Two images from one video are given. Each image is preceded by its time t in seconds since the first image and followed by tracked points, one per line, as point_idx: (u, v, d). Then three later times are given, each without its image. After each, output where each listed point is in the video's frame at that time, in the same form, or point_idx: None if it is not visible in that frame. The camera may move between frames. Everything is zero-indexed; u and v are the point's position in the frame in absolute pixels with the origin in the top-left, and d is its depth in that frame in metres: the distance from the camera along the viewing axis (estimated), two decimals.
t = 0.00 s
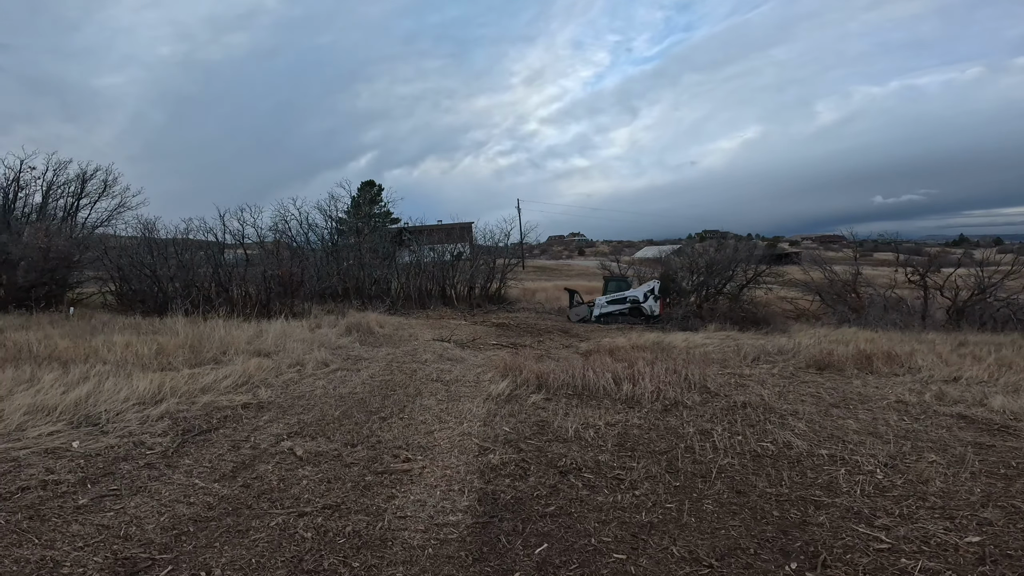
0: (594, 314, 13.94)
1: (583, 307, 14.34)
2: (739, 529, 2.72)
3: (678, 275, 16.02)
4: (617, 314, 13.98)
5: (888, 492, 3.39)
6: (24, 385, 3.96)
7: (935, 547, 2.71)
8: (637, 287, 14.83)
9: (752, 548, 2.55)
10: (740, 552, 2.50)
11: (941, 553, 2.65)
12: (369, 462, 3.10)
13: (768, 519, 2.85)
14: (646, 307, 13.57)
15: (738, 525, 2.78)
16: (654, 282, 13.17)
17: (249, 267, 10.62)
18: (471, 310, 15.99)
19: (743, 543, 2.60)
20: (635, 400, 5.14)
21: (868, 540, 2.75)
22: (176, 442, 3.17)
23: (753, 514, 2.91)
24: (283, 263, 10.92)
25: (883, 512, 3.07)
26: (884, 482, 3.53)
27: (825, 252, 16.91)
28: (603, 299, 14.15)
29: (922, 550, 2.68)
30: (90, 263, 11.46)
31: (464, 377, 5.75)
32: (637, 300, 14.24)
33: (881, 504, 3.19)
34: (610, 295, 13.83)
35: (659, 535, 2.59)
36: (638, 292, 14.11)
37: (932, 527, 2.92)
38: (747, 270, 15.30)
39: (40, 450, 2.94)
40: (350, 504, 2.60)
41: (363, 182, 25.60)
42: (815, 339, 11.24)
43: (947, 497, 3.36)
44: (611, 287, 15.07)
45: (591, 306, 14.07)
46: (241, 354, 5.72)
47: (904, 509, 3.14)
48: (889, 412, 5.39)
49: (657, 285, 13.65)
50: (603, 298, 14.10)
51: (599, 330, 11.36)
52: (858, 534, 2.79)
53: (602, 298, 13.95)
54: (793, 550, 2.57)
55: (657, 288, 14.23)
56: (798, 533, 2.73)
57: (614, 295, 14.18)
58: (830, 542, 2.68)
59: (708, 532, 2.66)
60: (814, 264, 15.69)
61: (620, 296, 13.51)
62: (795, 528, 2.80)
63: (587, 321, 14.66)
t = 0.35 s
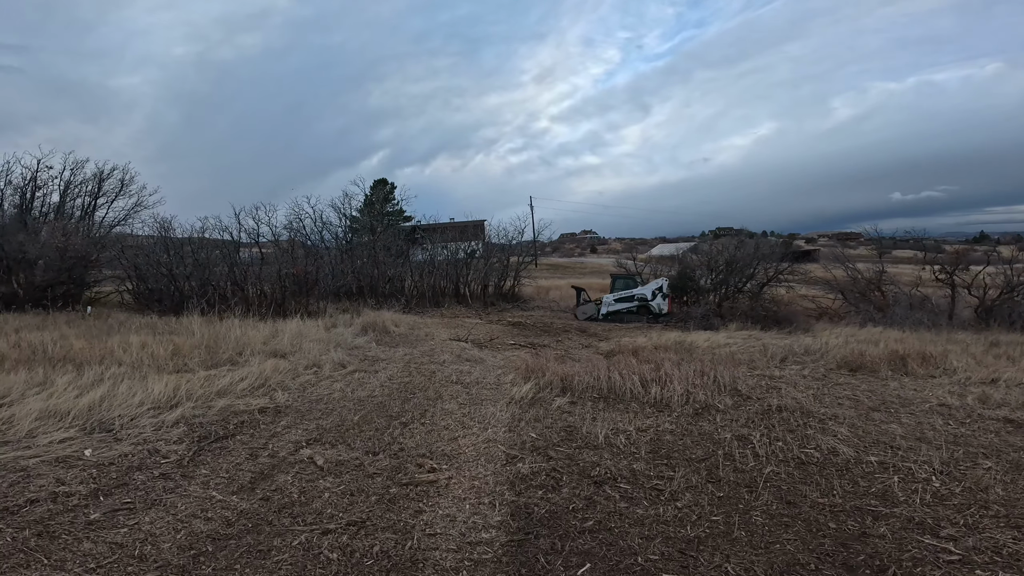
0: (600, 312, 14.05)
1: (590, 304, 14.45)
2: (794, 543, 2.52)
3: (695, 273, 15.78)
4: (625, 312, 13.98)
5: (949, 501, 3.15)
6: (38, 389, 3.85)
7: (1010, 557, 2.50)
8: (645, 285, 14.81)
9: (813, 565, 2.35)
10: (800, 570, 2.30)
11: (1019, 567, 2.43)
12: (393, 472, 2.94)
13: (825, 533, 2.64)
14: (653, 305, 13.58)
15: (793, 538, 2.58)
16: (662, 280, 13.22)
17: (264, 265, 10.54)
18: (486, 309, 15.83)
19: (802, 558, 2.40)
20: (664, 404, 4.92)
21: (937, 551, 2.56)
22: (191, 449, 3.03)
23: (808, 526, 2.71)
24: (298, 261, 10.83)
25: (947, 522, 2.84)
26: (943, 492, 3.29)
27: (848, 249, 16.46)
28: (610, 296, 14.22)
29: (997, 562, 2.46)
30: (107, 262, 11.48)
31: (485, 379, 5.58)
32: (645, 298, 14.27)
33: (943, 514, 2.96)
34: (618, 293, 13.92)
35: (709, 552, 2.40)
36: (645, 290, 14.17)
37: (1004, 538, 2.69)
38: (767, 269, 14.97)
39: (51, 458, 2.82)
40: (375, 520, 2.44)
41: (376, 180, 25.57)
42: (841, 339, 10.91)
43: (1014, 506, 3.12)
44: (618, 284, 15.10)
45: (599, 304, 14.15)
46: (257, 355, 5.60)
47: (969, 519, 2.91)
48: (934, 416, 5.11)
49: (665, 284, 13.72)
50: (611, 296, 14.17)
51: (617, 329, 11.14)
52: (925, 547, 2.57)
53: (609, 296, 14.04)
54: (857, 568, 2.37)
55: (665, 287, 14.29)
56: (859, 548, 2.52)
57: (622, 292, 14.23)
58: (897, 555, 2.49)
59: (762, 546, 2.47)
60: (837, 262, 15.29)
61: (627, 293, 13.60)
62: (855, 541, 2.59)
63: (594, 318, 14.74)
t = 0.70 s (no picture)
0: (584, 309, 14.20)
1: (575, 302, 14.58)
2: (823, 547, 2.49)
3: (690, 271, 15.93)
4: (609, 310, 14.12)
5: (968, 500, 3.11)
6: (21, 392, 3.65)
7: None
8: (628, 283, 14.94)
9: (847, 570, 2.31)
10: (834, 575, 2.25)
11: None
12: (400, 478, 2.83)
13: (853, 535, 2.61)
14: (636, 304, 13.75)
15: (822, 542, 2.53)
16: (643, 279, 13.36)
17: (255, 263, 10.29)
18: (479, 307, 15.70)
19: (835, 563, 2.36)
20: (669, 404, 4.87)
21: (967, 551, 2.53)
22: (186, 457, 2.87)
23: (834, 529, 2.67)
24: (289, 259, 10.60)
25: (971, 521, 2.82)
26: (961, 491, 3.25)
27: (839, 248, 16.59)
28: (594, 295, 14.32)
29: None
30: (92, 259, 11.15)
31: (486, 380, 5.46)
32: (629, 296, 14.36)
33: (965, 513, 2.93)
34: (601, 291, 14.05)
35: (738, 558, 2.34)
36: (629, 288, 14.28)
37: None
38: (760, 269, 15.04)
39: (37, 467, 2.63)
40: (386, 531, 2.31)
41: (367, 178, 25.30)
42: (836, 338, 10.94)
43: None
44: (602, 283, 15.17)
45: (583, 303, 14.28)
46: (249, 355, 5.41)
47: (992, 518, 2.88)
48: (939, 416, 5.09)
49: (647, 282, 13.86)
50: (595, 294, 14.27)
51: (613, 328, 11.08)
52: (954, 548, 2.54)
53: (593, 294, 14.16)
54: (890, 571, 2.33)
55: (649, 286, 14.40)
56: (889, 550, 2.49)
57: (606, 290, 14.34)
58: (929, 555, 2.47)
59: (791, 551, 2.42)
60: (828, 261, 15.38)
61: (611, 292, 13.73)
62: (883, 543, 2.57)
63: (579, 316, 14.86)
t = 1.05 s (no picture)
0: (569, 309, 14.15)
1: (559, 302, 14.52)
2: (857, 550, 2.50)
3: (686, 271, 16.05)
4: (593, 310, 14.08)
5: (992, 502, 3.09)
6: (8, 399, 3.46)
7: None
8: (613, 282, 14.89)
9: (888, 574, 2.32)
10: None
11: None
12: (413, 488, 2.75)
13: (886, 537, 2.62)
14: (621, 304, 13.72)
15: (856, 547, 2.53)
16: (627, 279, 13.33)
17: (247, 263, 10.06)
18: (475, 308, 15.57)
19: (874, 566, 2.38)
20: (678, 407, 4.83)
21: (1001, 552, 2.55)
22: (187, 467, 2.72)
23: (866, 532, 2.67)
24: (283, 260, 10.40)
25: (999, 522, 2.82)
26: (984, 493, 3.22)
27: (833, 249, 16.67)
28: (578, 294, 14.24)
29: None
30: (80, 260, 10.87)
31: (490, 383, 5.36)
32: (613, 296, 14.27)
33: (991, 514, 2.92)
34: (586, 292, 14.00)
35: (772, 565, 2.33)
36: (613, 288, 14.21)
37: None
38: (756, 269, 15.09)
39: (28, 481, 2.47)
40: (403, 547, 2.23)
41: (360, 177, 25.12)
42: (834, 338, 10.96)
43: None
44: (586, 283, 15.10)
45: (568, 303, 14.23)
46: (246, 359, 5.25)
47: (1018, 519, 2.88)
48: (948, 417, 5.07)
49: (631, 282, 13.81)
50: (579, 294, 14.20)
51: (611, 329, 11.02)
52: (986, 550, 2.55)
53: (578, 294, 14.10)
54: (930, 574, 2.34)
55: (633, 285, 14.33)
56: (924, 552, 2.51)
57: (591, 290, 14.26)
58: (964, 556, 2.50)
59: (826, 555, 2.43)
60: (822, 261, 15.45)
61: (595, 292, 13.68)
62: (917, 544, 2.59)
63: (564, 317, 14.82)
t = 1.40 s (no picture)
0: (561, 309, 14.10)
1: (552, 302, 14.46)
2: (899, 553, 2.48)
3: (689, 271, 16.04)
4: (585, 310, 14.03)
5: None
6: (3, 402, 3.33)
7: None
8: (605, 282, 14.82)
9: None
10: None
11: None
12: (430, 496, 2.66)
13: (925, 540, 2.59)
14: (614, 304, 13.67)
15: (897, 551, 2.49)
16: (621, 279, 13.27)
17: (248, 262, 9.87)
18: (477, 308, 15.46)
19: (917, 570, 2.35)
20: (693, 409, 4.75)
21: None
22: (192, 474, 2.59)
23: (905, 535, 2.64)
24: (284, 259, 10.26)
25: None
26: (1017, 493, 3.16)
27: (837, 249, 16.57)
28: (571, 293, 14.15)
29: None
30: (78, 259, 10.73)
31: (498, 384, 5.24)
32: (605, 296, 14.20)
33: None
34: (579, 292, 13.94)
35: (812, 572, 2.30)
36: (606, 288, 14.14)
37: None
38: (761, 268, 14.94)
39: (25, 488, 2.34)
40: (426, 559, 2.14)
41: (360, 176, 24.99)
42: (841, 339, 10.86)
43: None
44: (579, 283, 15.01)
45: (560, 302, 14.15)
46: (248, 360, 5.11)
47: None
48: (968, 418, 4.96)
49: (625, 282, 13.75)
50: (572, 293, 14.13)
51: (616, 330, 10.90)
52: None
53: (571, 293, 14.04)
54: None
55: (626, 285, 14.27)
56: (968, 554, 2.47)
57: (584, 289, 14.19)
58: (1006, 557, 2.46)
59: (867, 559, 2.41)
60: (826, 261, 15.36)
61: (588, 292, 13.63)
62: (958, 546, 2.55)
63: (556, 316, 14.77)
